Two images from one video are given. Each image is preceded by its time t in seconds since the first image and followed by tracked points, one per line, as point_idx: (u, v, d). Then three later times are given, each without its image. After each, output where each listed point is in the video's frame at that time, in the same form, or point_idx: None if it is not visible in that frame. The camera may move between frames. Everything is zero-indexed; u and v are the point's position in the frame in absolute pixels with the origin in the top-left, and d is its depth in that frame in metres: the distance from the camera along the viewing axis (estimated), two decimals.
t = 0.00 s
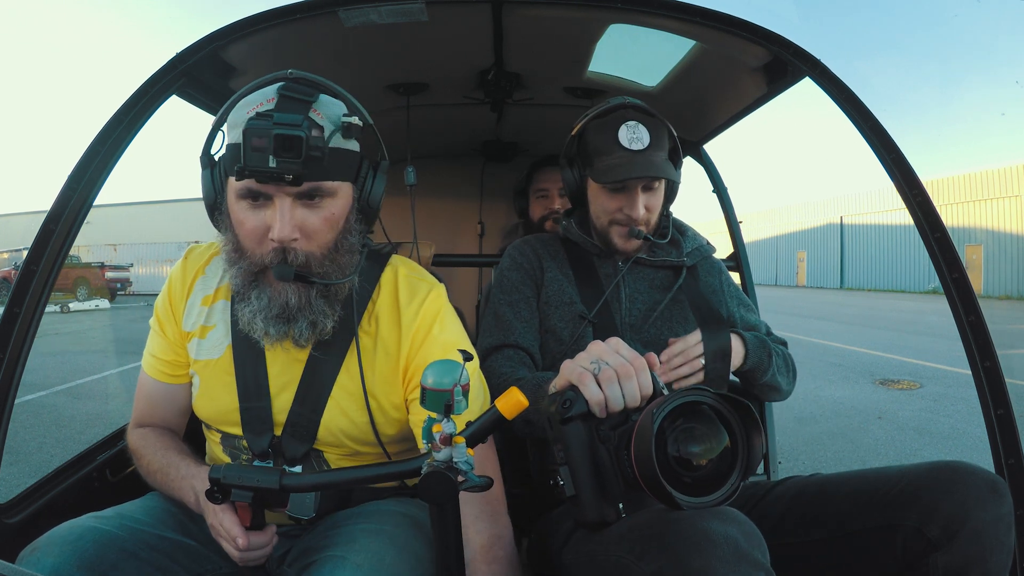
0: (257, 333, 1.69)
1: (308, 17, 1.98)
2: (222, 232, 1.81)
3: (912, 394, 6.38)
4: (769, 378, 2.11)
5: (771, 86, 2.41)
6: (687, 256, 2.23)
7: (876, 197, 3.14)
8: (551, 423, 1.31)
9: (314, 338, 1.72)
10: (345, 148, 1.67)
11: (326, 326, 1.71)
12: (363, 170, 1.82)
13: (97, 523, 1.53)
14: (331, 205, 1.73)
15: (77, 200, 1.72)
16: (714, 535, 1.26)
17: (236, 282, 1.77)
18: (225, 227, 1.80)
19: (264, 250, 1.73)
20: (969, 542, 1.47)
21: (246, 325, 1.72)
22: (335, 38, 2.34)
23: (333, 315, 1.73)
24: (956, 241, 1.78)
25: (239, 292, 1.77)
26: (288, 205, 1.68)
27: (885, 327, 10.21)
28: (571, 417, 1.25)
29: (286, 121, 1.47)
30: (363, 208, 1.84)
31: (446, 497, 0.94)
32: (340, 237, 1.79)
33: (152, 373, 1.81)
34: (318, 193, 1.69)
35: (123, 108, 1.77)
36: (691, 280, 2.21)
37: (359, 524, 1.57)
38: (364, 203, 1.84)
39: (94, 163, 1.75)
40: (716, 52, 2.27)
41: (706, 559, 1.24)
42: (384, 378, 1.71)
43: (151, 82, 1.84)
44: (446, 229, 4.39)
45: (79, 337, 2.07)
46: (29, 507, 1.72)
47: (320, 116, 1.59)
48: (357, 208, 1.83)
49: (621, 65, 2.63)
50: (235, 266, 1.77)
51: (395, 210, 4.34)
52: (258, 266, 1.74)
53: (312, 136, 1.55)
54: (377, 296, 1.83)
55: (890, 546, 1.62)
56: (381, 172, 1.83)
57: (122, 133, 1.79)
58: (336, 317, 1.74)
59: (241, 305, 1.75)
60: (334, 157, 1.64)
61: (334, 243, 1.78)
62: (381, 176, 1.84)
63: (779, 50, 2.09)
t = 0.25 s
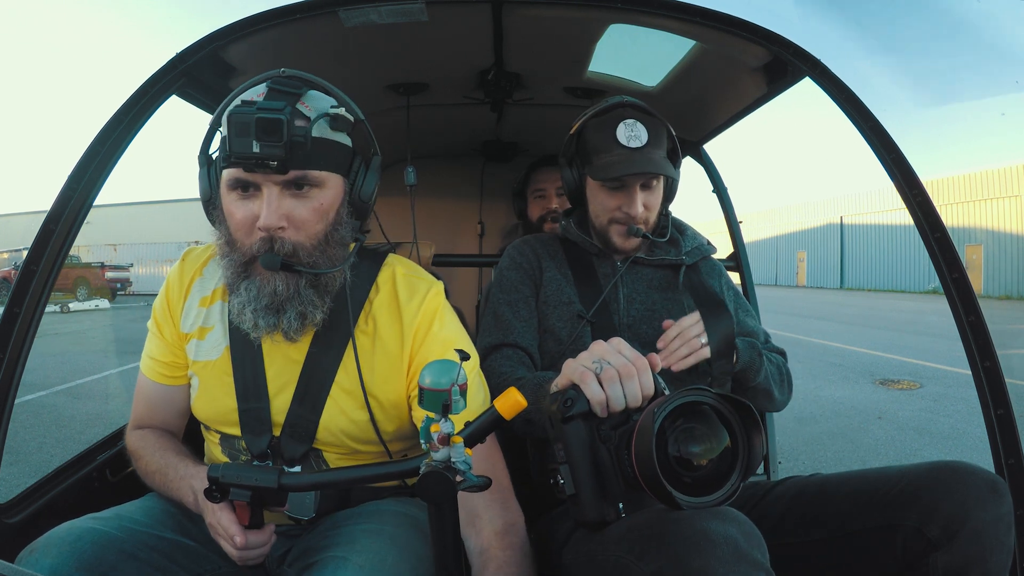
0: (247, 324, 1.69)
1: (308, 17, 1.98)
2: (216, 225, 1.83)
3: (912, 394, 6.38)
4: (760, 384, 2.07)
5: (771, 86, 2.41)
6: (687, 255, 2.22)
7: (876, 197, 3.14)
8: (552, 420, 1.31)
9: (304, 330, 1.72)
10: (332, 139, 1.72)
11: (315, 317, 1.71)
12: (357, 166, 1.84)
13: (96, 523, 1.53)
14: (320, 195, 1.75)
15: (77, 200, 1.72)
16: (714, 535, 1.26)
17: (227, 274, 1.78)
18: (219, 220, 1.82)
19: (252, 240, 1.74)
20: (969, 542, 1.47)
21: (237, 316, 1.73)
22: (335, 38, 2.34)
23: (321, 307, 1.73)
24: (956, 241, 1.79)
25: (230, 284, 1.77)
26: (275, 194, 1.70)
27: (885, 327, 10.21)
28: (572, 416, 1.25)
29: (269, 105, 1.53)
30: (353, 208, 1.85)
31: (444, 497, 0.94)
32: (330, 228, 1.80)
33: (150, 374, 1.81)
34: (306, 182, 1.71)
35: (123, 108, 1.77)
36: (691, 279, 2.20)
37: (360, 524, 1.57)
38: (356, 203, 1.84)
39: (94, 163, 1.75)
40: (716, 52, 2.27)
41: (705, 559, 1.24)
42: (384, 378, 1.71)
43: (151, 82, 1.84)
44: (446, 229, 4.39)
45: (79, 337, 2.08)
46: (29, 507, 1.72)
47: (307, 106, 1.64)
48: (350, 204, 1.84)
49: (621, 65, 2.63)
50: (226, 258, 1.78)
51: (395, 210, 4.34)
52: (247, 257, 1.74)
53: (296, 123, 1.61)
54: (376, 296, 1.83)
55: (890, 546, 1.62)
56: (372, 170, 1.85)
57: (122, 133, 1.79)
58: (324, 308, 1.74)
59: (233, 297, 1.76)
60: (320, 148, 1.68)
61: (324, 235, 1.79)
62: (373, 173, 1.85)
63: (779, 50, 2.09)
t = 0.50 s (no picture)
0: (243, 324, 1.70)
1: (308, 17, 1.98)
2: (212, 225, 1.83)
3: (912, 394, 6.37)
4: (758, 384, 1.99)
5: (771, 86, 2.41)
6: (686, 255, 2.24)
7: (876, 197, 3.14)
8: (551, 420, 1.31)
9: (300, 330, 1.72)
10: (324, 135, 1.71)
11: (311, 317, 1.71)
12: (353, 165, 1.85)
13: (97, 523, 1.53)
14: (313, 192, 1.75)
15: (77, 200, 1.73)
16: (712, 535, 1.26)
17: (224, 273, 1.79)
18: (216, 220, 1.82)
19: (246, 238, 1.74)
20: (969, 542, 1.47)
21: (233, 316, 1.74)
22: (335, 38, 2.34)
23: (317, 306, 1.74)
24: (956, 241, 1.79)
25: (227, 284, 1.78)
26: (268, 191, 1.70)
27: (885, 327, 10.21)
28: (571, 416, 1.25)
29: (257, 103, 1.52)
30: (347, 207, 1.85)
31: (444, 497, 0.94)
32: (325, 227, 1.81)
33: (149, 373, 1.81)
34: (299, 179, 1.71)
35: (123, 108, 1.77)
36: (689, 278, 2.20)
37: (360, 524, 1.57)
38: (352, 202, 1.84)
39: (94, 163, 1.74)
40: (716, 52, 2.27)
41: (704, 559, 1.24)
42: (383, 377, 1.71)
43: (151, 82, 1.84)
44: (446, 229, 4.39)
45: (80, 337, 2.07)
46: (29, 507, 1.72)
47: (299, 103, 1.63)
48: (346, 203, 1.85)
49: (621, 65, 2.63)
50: (223, 257, 1.79)
51: (395, 210, 4.34)
52: (243, 256, 1.75)
53: (286, 120, 1.60)
54: (375, 296, 1.83)
55: (890, 546, 1.62)
56: (370, 169, 1.85)
57: (122, 133, 1.79)
58: (320, 307, 1.74)
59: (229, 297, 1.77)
60: (311, 143, 1.67)
61: (318, 233, 1.79)
62: (369, 172, 1.86)
63: (779, 50, 2.09)
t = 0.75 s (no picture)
0: (246, 314, 1.71)
1: (308, 17, 1.98)
2: (216, 219, 1.87)
3: (912, 394, 6.37)
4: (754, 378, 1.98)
5: (771, 86, 2.41)
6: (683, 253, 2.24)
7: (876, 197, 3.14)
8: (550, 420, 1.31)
9: (304, 319, 1.73)
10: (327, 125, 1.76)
11: (315, 306, 1.73)
12: (355, 161, 1.89)
13: (97, 523, 1.53)
14: (319, 179, 1.79)
15: (77, 200, 1.73)
16: (711, 536, 1.26)
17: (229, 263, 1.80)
18: (222, 212, 1.86)
19: (251, 224, 1.77)
20: (969, 542, 1.47)
21: (236, 305, 1.74)
22: (335, 37, 2.34)
23: (321, 295, 1.75)
24: (956, 241, 1.79)
25: (231, 273, 1.80)
26: (273, 176, 1.74)
27: (885, 328, 10.21)
28: (570, 417, 1.25)
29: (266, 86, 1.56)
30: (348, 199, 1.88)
31: (444, 497, 0.94)
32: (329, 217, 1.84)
33: (148, 371, 1.81)
34: (304, 165, 1.75)
35: (123, 108, 1.77)
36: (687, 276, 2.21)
37: (360, 524, 1.57)
38: (355, 198, 1.87)
39: (94, 163, 1.74)
40: (716, 52, 2.27)
41: (702, 559, 1.24)
42: (382, 376, 1.71)
43: (151, 82, 1.84)
44: (446, 229, 4.39)
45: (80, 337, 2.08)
46: (29, 507, 1.72)
47: (306, 91, 1.68)
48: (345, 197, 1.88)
49: (621, 65, 2.63)
50: (227, 247, 1.81)
51: (395, 210, 4.34)
52: (248, 244, 1.78)
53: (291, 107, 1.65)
54: (374, 294, 1.82)
55: (890, 546, 1.62)
56: (371, 167, 1.88)
57: (122, 133, 1.79)
58: (323, 296, 1.76)
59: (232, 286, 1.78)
60: (315, 131, 1.72)
61: (322, 221, 1.82)
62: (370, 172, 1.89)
63: (779, 50, 2.09)
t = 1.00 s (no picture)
0: (240, 305, 1.73)
1: (308, 17, 1.98)
2: (213, 209, 1.88)
3: (912, 394, 6.37)
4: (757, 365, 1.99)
5: (771, 86, 2.41)
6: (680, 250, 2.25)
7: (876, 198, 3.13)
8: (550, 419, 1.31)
9: (298, 311, 1.74)
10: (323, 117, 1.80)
11: (310, 298, 1.74)
12: (350, 158, 1.92)
13: (97, 523, 1.53)
14: (313, 168, 1.80)
15: (77, 200, 1.73)
16: (710, 536, 1.26)
17: (226, 252, 1.82)
18: (219, 203, 1.87)
19: (246, 210, 1.77)
20: (969, 542, 1.47)
21: (231, 296, 1.76)
22: (335, 38, 2.34)
23: (315, 285, 1.77)
24: (956, 241, 1.79)
25: (228, 263, 1.81)
26: (269, 161, 1.75)
27: (885, 328, 10.21)
28: (569, 417, 1.25)
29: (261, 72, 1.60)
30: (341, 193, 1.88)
31: (444, 497, 0.93)
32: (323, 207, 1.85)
33: (147, 372, 1.82)
34: (299, 152, 1.77)
35: (123, 108, 1.77)
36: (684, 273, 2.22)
37: (359, 525, 1.57)
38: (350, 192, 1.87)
39: (94, 163, 1.74)
40: (716, 52, 2.27)
41: (701, 559, 1.24)
42: (381, 375, 1.71)
43: (152, 82, 1.84)
44: (446, 229, 4.39)
45: (81, 337, 2.08)
46: (29, 507, 1.72)
47: (303, 82, 1.74)
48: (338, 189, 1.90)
49: (621, 65, 2.63)
50: (224, 237, 1.83)
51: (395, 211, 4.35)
52: (245, 233, 1.79)
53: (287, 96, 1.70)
54: (369, 292, 1.81)
55: (889, 546, 1.62)
56: (366, 162, 1.89)
57: (122, 133, 1.79)
58: (317, 286, 1.77)
59: (228, 276, 1.79)
60: (310, 120, 1.75)
61: (316, 210, 1.83)
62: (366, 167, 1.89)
63: (780, 50, 2.09)
